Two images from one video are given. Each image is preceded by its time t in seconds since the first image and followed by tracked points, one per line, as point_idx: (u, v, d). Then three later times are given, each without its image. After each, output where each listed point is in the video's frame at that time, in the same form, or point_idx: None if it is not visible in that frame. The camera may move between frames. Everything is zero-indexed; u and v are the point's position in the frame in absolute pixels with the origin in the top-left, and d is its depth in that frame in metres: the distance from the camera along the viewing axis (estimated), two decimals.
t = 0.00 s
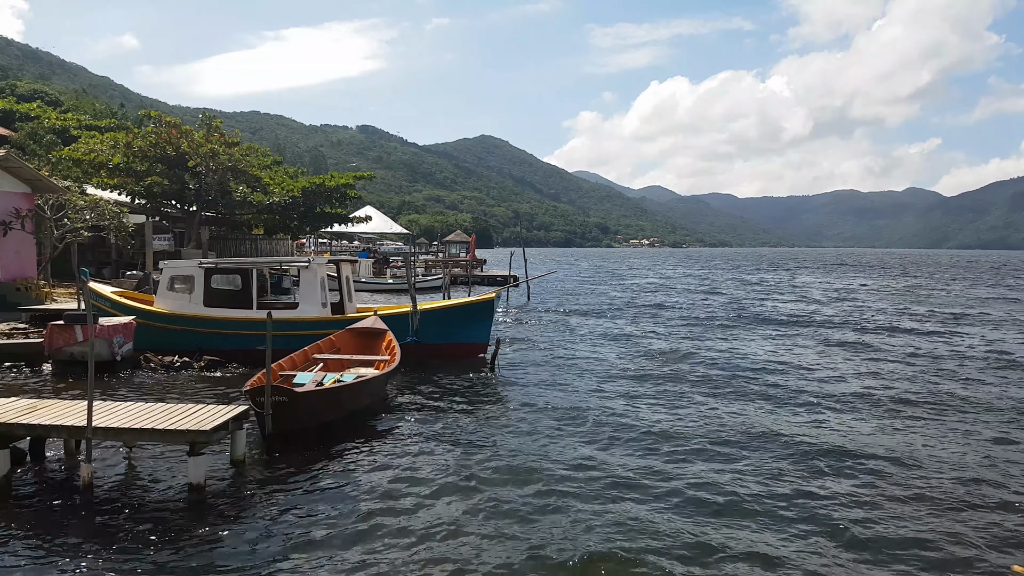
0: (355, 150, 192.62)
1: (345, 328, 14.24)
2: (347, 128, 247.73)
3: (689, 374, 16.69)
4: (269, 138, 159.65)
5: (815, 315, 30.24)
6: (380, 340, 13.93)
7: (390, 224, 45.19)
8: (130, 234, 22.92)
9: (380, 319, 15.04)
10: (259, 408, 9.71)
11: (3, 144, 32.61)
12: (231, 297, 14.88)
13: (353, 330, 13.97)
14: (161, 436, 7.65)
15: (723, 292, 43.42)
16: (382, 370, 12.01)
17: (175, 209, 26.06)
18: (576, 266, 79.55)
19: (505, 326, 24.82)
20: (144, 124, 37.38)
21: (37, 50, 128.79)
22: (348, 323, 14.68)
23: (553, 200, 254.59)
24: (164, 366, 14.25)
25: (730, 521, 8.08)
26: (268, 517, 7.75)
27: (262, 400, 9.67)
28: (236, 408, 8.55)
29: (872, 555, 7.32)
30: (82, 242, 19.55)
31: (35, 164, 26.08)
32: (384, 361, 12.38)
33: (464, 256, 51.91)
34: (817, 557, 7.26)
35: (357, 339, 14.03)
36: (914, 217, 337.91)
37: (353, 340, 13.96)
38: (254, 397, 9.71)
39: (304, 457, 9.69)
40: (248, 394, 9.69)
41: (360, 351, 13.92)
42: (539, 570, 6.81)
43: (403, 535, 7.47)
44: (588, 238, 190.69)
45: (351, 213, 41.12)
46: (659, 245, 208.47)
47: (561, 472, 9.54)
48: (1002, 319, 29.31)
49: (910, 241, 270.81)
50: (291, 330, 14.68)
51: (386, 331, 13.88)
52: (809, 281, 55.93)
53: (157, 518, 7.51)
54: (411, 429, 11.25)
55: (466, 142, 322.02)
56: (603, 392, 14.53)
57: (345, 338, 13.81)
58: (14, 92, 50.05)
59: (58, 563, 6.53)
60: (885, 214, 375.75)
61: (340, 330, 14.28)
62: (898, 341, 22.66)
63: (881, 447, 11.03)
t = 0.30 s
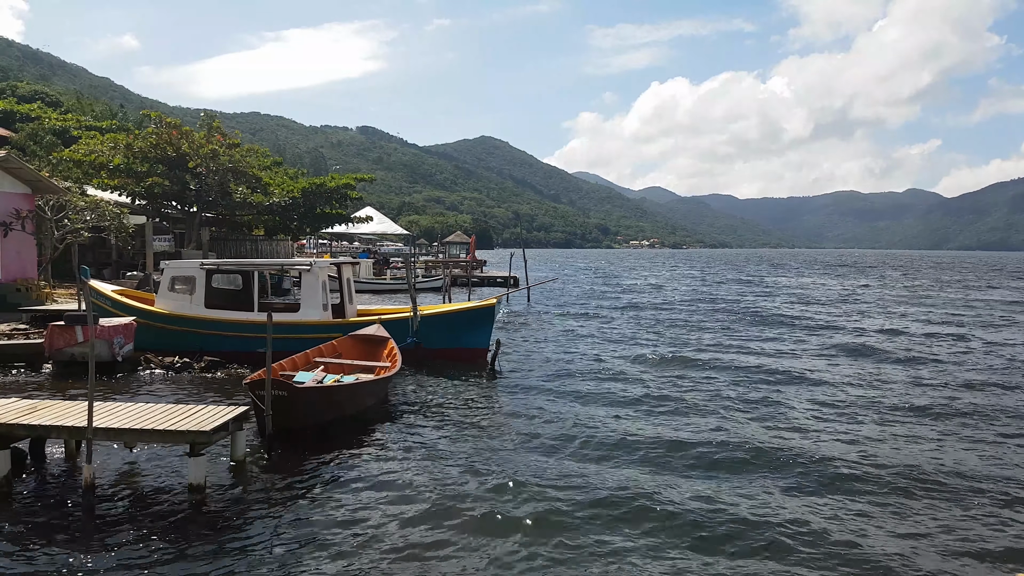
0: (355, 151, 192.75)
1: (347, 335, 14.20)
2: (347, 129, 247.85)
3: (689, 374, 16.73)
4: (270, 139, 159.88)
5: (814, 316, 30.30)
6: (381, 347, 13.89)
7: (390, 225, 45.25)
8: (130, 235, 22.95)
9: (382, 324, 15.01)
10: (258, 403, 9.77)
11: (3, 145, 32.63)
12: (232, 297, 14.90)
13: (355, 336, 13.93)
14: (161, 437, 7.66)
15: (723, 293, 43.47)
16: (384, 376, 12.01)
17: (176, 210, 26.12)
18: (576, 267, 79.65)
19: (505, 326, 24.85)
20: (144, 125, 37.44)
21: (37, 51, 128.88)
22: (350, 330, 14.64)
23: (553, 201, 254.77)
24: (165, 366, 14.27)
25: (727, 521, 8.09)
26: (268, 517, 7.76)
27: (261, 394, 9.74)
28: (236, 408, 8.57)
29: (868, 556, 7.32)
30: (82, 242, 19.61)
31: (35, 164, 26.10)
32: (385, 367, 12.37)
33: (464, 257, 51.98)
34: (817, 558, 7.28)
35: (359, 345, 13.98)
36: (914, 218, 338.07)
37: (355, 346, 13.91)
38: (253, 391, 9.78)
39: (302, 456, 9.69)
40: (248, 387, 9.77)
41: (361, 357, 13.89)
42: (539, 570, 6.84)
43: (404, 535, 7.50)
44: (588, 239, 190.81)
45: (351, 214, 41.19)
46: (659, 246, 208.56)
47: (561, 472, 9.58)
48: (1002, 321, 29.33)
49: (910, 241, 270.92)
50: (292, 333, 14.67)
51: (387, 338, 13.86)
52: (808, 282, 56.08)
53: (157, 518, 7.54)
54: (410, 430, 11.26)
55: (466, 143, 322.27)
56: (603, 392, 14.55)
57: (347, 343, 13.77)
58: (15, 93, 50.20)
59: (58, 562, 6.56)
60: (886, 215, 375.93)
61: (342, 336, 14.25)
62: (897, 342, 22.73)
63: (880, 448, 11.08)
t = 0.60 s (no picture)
0: (357, 151, 192.78)
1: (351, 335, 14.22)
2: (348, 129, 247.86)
3: (691, 375, 16.72)
4: (271, 139, 159.95)
5: (815, 317, 30.29)
6: (385, 348, 13.91)
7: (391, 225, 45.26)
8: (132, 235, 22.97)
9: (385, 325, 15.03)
10: (261, 402, 9.80)
11: (5, 145, 32.61)
12: (235, 298, 14.92)
13: (359, 337, 13.95)
14: (163, 437, 7.66)
15: (724, 294, 43.46)
16: (387, 378, 11.99)
17: (177, 210, 26.14)
18: (577, 267, 79.63)
19: (507, 327, 24.85)
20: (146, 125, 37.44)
21: (39, 52, 129.00)
22: (353, 331, 14.66)
23: (554, 202, 254.77)
24: (166, 366, 14.27)
25: (730, 524, 8.06)
26: (269, 518, 7.76)
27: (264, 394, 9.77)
28: (238, 408, 8.57)
29: (871, 558, 7.30)
30: (84, 242, 19.63)
31: (37, 165, 26.10)
32: (388, 368, 12.37)
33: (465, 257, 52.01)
34: (819, 559, 7.28)
35: (362, 346, 13.99)
36: (915, 219, 337.73)
37: (359, 347, 13.92)
38: (257, 390, 9.82)
39: (302, 457, 9.68)
40: (251, 386, 9.80)
41: (364, 358, 13.89)
42: (541, 571, 6.84)
43: (406, 535, 7.50)
44: (590, 240, 190.83)
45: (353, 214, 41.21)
46: (660, 247, 208.54)
47: (563, 472, 9.58)
48: (1003, 322, 29.33)
49: (912, 242, 270.68)
50: (295, 334, 14.66)
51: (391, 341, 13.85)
52: (808, 283, 56.07)
53: (160, 519, 7.54)
54: (412, 432, 11.24)
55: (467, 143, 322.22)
56: (606, 393, 14.55)
57: (351, 343, 13.80)
58: (16, 93, 50.27)
59: (60, 563, 6.56)
60: (888, 215, 375.57)
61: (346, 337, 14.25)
62: (899, 343, 22.72)
63: (882, 449, 11.08)
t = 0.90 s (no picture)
0: (357, 150, 192.52)
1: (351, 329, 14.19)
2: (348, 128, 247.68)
3: (692, 374, 16.67)
4: (270, 138, 159.74)
5: (816, 316, 30.23)
6: (385, 342, 13.88)
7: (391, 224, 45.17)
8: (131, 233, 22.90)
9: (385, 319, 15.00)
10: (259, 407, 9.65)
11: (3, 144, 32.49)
12: (235, 297, 14.89)
13: (359, 330, 13.92)
14: (163, 435, 7.62)
15: (724, 292, 43.39)
16: (387, 374, 11.95)
17: (177, 209, 26.08)
18: (577, 266, 79.49)
19: (507, 325, 24.80)
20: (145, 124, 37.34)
21: (38, 50, 128.75)
22: (352, 325, 14.63)
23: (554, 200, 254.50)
24: (166, 365, 14.24)
25: (733, 523, 8.01)
26: (270, 517, 7.71)
27: (263, 400, 9.62)
28: (238, 407, 8.52)
29: (875, 558, 7.26)
30: (83, 241, 19.58)
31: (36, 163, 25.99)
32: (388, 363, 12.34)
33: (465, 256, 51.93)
34: (822, 558, 7.24)
35: (362, 339, 13.97)
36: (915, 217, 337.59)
37: (358, 340, 13.88)
38: (254, 396, 9.65)
39: (303, 459, 9.61)
40: (249, 392, 9.65)
41: (364, 353, 13.86)
42: (543, 570, 6.80)
43: (406, 534, 7.46)
44: (590, 239, 190.70)
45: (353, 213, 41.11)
46: (660, 246, 208.43)
47: (564, 471, 9.54)
48: (1004, 321, 29.31)
49: (912, 240, 270.50)
50: (295, 331, 14.62)
51: (390, 333, 13.81)
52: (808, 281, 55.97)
53: (160, 518, 7.49)
54: (413, 430, 11.21)
55: (467, 142, 321.99)
56: (606, 392, 14.50)
57: (351, 337, 13.77)
58: (15, 91, 50.17)
59: (60, 562, 6.51)
60: (888, 214, 375.41)
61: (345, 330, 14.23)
62: (900, 342, 22.65)
63: (884, 448, 11.03)
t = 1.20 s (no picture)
0: (356, 148, 192.30)
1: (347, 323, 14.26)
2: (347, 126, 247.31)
3: (689, 372, 16.71)
4: (269, 137, 159.58)
5: (815, 313, 30.25)
6: (381, 336, 13.95)
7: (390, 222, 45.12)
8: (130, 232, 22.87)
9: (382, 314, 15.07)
10: (258, 409, 9.64)
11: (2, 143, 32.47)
12: (233, 294, 14.92)
13: (355, 324, 13.99)
14: (161, 434, 7.67)
15: (723, 290, 43.41)
16: (383, 368, 12.01)
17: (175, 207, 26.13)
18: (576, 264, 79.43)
19: (506, 323, 24.83)
20: (143, 123, 37.27)
21: (36, 48, 128.39)
22: (349, 320, 14.69)
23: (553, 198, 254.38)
24: (165, 364, 14.27)
25: (728, 520, 8.05)
26: (269, 515, 7.77)
27: (261, 401, 9.61)
28: (235, 406, 8.55)
29: (870, 555, 7.32)
30: (82, 240, 19.61)
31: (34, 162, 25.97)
32: (384, 359, 12.40)
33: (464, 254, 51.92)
34: (817, 555, 7.30)
35: (359, 333, 14.05)
36: (914, 215, 337.65)
37: (354, 335, 13.95)
38: (252, 398, 9.62)
39: (303, 458, 9.65)
40: (245, 394, 9.62)
41: (360, 347, 13.92)
42: (541, 567, 6.86)
43: (404, 532, 7.52)
44: (589, 236, 190.67)
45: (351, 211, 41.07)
46: (659, 244, 208.39)
47: (561, 468, 9.60)
48: (1002, 318, 29.35)
49: (911, 238, 270.62)
50: (293, 328, 14.67)
51: (386, 326, 13.88)
52: (807, 279, 55.93)
53: (158, 516, 7.54)
54: (410, 428, 11.25)
55: (466, 140, 321.65)
56: (604, 389, 14.55)
57: (347, 332, 13.83)
58: (13, 89, 50.08)
59: (58, 560, 6.56)
60: (887, 212, 375.50)
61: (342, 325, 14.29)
62: (898, 340, 22.68)
63: (881, 445, 11.10)
